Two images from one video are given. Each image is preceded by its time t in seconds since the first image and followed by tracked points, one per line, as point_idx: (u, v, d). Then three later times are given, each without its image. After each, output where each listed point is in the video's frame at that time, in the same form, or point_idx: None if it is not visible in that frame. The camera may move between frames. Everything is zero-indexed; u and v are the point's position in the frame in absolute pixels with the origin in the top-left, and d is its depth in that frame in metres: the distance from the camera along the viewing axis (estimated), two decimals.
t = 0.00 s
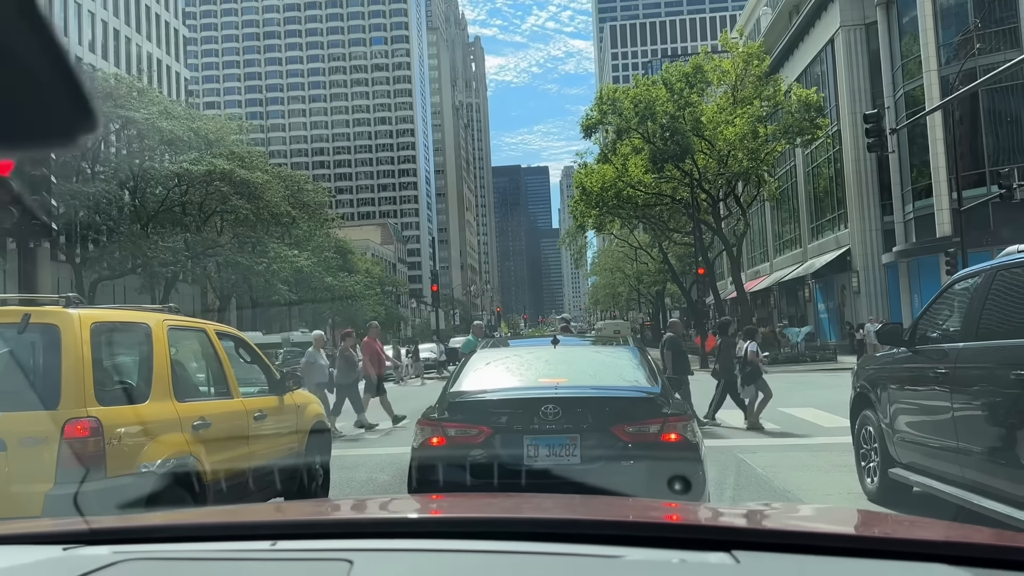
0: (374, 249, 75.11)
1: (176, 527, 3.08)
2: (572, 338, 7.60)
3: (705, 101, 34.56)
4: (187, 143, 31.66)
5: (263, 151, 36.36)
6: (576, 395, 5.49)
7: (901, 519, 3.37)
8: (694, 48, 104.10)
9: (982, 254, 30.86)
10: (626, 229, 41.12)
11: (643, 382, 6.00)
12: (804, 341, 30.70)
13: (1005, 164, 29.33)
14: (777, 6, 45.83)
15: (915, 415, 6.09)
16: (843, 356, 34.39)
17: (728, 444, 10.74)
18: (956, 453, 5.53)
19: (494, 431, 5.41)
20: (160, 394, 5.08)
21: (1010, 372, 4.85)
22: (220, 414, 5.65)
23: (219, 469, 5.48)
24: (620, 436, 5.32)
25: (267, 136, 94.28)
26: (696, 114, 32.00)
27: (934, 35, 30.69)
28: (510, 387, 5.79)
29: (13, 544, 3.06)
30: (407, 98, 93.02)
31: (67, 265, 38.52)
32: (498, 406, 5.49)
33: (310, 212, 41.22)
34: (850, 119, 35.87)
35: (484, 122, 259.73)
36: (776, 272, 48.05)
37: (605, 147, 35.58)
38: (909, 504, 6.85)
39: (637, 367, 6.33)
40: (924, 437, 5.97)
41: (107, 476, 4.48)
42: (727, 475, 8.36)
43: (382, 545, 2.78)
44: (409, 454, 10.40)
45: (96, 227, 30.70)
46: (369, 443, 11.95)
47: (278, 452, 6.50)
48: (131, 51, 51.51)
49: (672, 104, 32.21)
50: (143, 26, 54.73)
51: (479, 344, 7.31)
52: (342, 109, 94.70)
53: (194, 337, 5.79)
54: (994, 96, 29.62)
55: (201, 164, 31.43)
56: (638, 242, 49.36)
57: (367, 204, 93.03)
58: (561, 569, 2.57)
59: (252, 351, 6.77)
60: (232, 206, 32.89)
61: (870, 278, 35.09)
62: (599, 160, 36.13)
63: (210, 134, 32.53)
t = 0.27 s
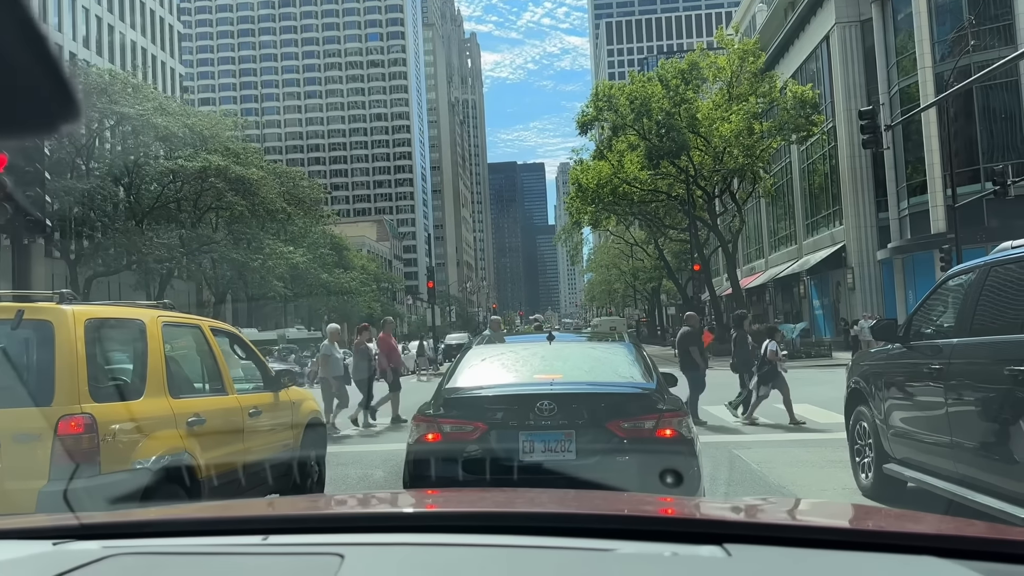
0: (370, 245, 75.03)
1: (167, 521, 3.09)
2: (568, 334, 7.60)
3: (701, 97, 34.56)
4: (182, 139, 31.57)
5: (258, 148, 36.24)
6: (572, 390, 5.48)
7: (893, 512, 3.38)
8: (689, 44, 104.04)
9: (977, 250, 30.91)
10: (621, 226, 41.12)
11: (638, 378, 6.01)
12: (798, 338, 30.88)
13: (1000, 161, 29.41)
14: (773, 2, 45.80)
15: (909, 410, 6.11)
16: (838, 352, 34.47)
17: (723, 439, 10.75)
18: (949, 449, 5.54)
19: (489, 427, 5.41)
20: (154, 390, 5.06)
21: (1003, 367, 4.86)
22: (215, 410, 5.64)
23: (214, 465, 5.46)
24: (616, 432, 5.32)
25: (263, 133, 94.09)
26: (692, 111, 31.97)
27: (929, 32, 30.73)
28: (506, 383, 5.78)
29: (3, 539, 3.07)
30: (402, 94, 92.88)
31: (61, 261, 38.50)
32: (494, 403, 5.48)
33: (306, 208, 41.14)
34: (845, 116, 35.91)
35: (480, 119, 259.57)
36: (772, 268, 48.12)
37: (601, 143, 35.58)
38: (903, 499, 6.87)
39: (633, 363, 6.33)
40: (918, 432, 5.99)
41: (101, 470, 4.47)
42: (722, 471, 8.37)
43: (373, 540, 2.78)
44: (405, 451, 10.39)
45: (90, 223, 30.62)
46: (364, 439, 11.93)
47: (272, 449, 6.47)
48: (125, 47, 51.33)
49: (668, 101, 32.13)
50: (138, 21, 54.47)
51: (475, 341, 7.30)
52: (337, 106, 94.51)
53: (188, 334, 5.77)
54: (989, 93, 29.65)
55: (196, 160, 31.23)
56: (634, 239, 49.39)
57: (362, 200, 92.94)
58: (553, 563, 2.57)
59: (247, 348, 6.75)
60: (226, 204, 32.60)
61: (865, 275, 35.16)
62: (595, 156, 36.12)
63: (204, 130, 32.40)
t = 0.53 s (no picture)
0: (365, 242, 74.93)
1: (157, 516, 3.07)
2: (562, 330, 7.58)
3: (696, 94, 34.56)
4: (175, 135, 31.45)
5: (252, 144, 36.12)
6: (566, 386, 5.47)
7: (886, 507, 3.38)
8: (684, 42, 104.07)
9: (971, 247, 30.98)
10: (616, 222, 41.12)
11: (632, 374, 6.00)
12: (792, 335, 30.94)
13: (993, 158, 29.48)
14: None
15: (903, 406, 6.11)
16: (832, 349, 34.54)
17: (717, 436, 10.76)
18: (942, 444, 5.54)
19: (484, 423, 5.39)
20: (147, 386, 5.03)
21: (996, 363, 4.85)
22: (208, 407, 5.60)
23: (207, 461, 5.43)
24: (609, 428, 5.30)
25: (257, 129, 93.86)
26: (686, 108, 31.92)
27: (923, 30, 30.78)
28: (501, 379, 5.76)
29: None
30: (396, 91, 92.73)
31: (54, 258, 38.38)
32: (487, 399, 5.46)
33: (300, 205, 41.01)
34: (839, 113, 35.96)
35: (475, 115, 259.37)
36: (766, 265, 48.20)
37: (596, 140, 35.55)
38: (896, 495, 6.87)
39: (627, 359, 6.32)
40: (912, 428, 5.98)
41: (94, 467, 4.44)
42: (717, 466, 8.37)
43: (364, 533, 2.77)
44: (399, 447, 10.36)
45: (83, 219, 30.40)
46: (358, 435, 11.91)
47: (266, 445, 6.44)
48: (118, 43, 51.14)
49: (662, 98, 32.07)
50: (131, 17, 54.27)
51: (470, 337, 7.29)
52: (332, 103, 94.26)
53: (181, 330, 5.73)
54: (983, 90, 29.72)
55: (189, 156, 30.94)
56: (628, 236, 49.41)
57: (357, 197, 92.81)
58: (544, 555, 2.56)
59: (241, 344, 6.70)
60: (220, 199, 32.33)
61: (859, 271, 35.21)
62: (590, 153, 36.10)
63: (198, 127, 32.23)
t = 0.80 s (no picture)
0: (359, 239, 74.84)
1: (148, 512, 3.07)
2: (556, 327, 7.58)
3: (690, 91, 34.60)
4: (168, 131, 31.40)
5: (246, 141, 36.05)
6: (560, 383, 5.47)
7: (877, 502, 3.39)
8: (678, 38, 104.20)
9: (964, 244, 31.09)
10: (610, 219, 41.13)
11: (626, 370, 6.01)
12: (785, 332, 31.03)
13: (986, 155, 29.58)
14: None
15: (895, 403, 6.13)
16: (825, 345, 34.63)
17: (710, 432, 10.78)
18: (934, 442, 5.56)
19: (478, 420, 5.39)
20: (140, 383, 5.02)
21: (988, 360, 4.88)
22: (201, 404, 5.58)
23: (200, 459, 5.42)
24: (603, 424, 5.31)
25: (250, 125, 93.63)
26: (681, 105, 31.90)
27: (917, 27, 30.86)
28: (494, 376, 5.76)
29: None
30: (390, 87, 92.61)
31: (47, 255, 38.26)
32: (481, 395, 5.46)
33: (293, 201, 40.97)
34: (833, 111, 36.05)
35: (470, 112, 259.11)
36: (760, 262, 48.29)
37: (591, 137, 35.54)
38: (889, 492, 6.89)
39: (621, 356, 6.31)
40: (904, 425, 6.00)
41: (87, 464, 4.43)
42: (710, 463, 8.39)
43: (356, 531, 2.77)
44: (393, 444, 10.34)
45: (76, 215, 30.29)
46: (352, 432, 11.89)
47: (258, 442, 6.42)
48: (112, 39, 50.94)
49: (657, 95, 32.10)
50: (124, 13, 54.08)
51: (465, 334, 7.28)
52: (326, 99, 94.04)
53: (175, 327, 5.71)
54: (976, 87, 29.82)
55: (183, 152, 30.93)
56: (623, 233, 49.46)
57: (351, 193, 92.71)
58: (539, 553, 2.56)
59: (234, 342, 6.68)
60: (214, 196, 32.33)
61: (852, 268, 35.31)
62: (584, 150, 36.09)
63: (192, 123, 32.13)
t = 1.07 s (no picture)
0: (354, 236, 74.78)
1: (138, 506, 3.06)
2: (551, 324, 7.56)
3: (685, 89, 34.61)
4: (163, 128, 31.34)
5: (241, 137, 35.99)
6: (555, 379, 5.46)
7: (870, 496, 3.39)
8: (673, 36, 104.34)
9: (957, 242, 31.16)
10: (605, 216, 41.11)
11: (621, 366, 6.00)
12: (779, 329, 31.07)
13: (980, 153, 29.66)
14: None
15: (890, 399, 6.13)
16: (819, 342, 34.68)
17: (704, 428, 10.78)
18: (928, 437, 5.57)
19: (473, 417, 5.38)
20: (133, 379, 5.00)
21: (981, 356, 4.89)
22: (195, 401, 5.56)
23: (193, 455, 5.39)
24: (598, 420, 5.30)
25: (245, 122, 93.45)
26: (676, 102, 31.93)
27: (911, 25, 30.91)
28: (489, 372, 5.75)
29: None
30: (386, 84, 92.51)
31: (40, 251, 38.13)
32: (476, 392, 5.45)
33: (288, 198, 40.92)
34: (828, 108, 36.09)
35: (465, 109, 258.85)
36: (755, 259, 48.35)
37: (586, 134, 35.51)
38: (882, 487, 6.90)
39: (616, 352, 6.31)
40: (898, 421, 6.01)
41: (80, 461, 4.41)
42: (703, 459, 8.39)
43: (347, 524, 2.76)
44: (387, 441, 10.32)
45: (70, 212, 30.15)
46: (348, 429, 11.84)
47: (252, 439, 6.40)
48: (106, 35, 50.80)
49: (653, 92, 32.13)
50: (118, 9, 53.87)
51: (460, 330, 7.26)
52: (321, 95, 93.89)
53: (169, 323, 5.69)
54: (970, 85, 29.89)
55: (178, 149, 30.95)
56: (618, 230, 49.46)
57: (346, 190, 92.61)
58: (534, 546, 2.55)
59: (228, 338, 6.66)
60: (208, 192, 32.35)
61: (847, 265, 35.39)
62: (579, 147, 36.10)
63: (186, 119, 32.06)
